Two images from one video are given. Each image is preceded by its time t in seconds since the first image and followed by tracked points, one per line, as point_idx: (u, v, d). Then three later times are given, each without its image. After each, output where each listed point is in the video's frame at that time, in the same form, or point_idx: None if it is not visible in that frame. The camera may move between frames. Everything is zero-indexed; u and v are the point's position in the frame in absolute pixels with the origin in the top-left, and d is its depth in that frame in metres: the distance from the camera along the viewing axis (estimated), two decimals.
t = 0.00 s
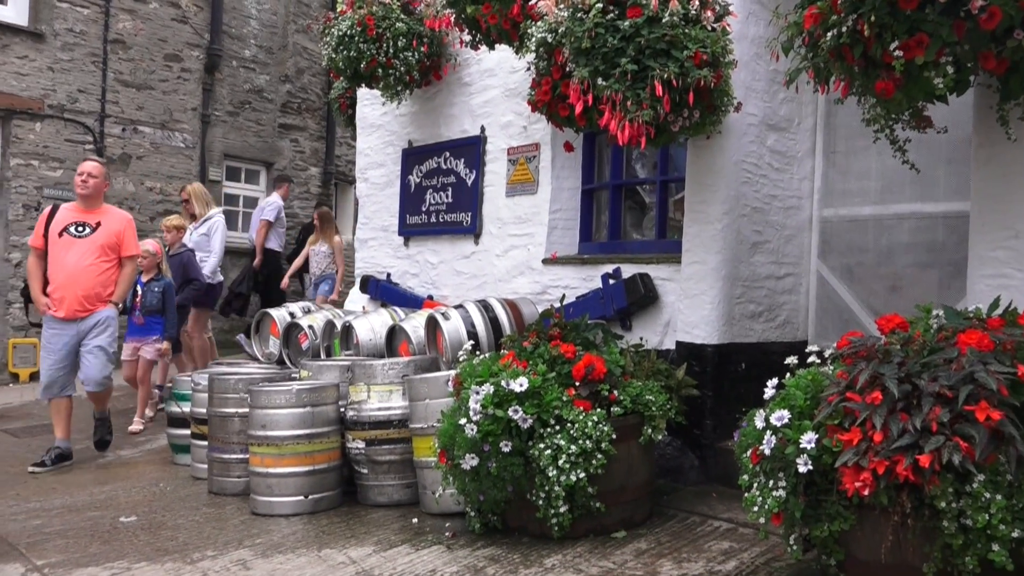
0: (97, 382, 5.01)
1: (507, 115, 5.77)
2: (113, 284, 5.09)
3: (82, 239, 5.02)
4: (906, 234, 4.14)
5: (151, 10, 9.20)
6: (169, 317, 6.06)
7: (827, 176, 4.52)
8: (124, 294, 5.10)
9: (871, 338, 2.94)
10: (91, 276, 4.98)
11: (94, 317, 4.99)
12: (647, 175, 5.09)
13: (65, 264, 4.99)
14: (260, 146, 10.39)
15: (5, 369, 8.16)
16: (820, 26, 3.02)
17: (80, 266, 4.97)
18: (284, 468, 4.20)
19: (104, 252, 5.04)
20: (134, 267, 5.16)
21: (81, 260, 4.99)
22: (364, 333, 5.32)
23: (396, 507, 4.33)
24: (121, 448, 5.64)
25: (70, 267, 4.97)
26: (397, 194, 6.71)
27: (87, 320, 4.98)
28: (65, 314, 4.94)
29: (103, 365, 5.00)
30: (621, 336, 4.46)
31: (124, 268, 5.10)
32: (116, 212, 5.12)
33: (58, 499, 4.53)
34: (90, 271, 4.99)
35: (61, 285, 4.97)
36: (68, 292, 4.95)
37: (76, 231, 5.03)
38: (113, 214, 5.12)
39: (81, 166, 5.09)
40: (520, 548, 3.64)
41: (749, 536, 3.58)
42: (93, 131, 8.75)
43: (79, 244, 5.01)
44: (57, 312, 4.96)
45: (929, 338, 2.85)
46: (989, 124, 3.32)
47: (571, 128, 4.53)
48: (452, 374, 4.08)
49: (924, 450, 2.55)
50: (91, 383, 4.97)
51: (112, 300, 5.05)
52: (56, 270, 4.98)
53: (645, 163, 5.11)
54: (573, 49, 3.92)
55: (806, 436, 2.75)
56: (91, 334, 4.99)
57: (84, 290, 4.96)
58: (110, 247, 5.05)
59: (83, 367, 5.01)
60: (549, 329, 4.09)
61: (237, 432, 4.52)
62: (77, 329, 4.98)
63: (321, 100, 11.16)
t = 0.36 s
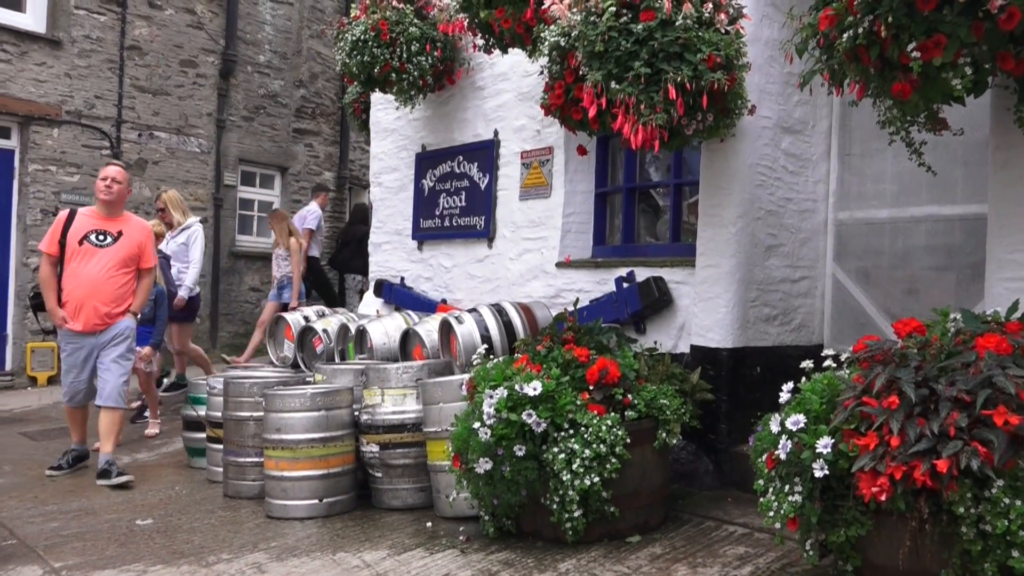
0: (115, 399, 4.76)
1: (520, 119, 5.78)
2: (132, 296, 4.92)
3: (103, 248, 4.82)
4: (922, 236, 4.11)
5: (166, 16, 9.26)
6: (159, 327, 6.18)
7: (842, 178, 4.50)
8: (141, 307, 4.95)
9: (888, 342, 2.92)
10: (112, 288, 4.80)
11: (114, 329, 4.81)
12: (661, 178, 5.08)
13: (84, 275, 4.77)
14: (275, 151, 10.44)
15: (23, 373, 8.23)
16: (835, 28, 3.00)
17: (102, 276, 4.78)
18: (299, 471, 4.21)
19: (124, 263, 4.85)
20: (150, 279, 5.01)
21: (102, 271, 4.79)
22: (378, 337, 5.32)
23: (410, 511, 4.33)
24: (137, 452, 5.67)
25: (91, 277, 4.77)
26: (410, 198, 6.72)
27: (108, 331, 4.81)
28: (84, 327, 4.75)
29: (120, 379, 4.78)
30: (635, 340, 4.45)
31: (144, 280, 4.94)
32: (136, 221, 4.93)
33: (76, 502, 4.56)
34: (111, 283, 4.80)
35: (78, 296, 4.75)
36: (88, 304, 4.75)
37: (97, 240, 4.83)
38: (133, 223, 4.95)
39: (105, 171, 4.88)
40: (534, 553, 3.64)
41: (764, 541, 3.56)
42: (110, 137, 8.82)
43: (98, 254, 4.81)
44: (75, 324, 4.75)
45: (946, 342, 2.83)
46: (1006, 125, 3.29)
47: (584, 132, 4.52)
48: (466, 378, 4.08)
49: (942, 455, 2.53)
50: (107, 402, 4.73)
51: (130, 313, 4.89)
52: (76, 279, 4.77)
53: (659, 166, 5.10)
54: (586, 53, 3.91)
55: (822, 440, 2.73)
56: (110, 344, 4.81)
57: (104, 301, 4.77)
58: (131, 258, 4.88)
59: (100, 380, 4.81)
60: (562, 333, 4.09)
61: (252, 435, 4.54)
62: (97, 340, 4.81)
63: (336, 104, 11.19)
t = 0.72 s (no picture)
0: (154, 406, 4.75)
1: (535, 122, 5.77)
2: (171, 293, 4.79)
3: (147, 243, 4.67)
4: (940, 238, 4.08)
5: (183, 21, 9.32)
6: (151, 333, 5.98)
7: (859, 180, 4.46)
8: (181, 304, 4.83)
9: (906, 345, 2.89)
10: (157, 285, 4.66)
11: (159, 330, 4.69)
12: (676, 180, 5.06)
13: (129, 270, 4.60)
14: (290, 155, 10.48)
15: (42, 376, 8.31)
16: (853, 28, 2.98)
17: (150, 272, 4.63)
18: (314, 474, 4.21)
19: (166, 258, 4.73)
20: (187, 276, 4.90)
21: (147, 266, 4.64)
22: (392, 340, 5.33)
23: (425, 514, 4.33)
24: (154, 454, 5.71)
25: (139, 273, 4.61)
26: (425, 201, 6.73)
27: (152, 332, 4.67)
28: (131, 325, 4.58)
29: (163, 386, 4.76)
30: (650, 342, 4.44)
31: (183, 276, 4.84)
32: (176, 215, 4.82)
33: (94, 503, 4.59)
34: (156, 279, 4.66)
35: (123, 292, 4.58)
36: (135, 300, 4.59)
37: (139, 234, 4.67)
38: (172, 217, 4.83)
39: (145, 163, 4.70)
40: (549, 556, 3.63)
41: (780, 545, 3.54)
42: (127, 141, 8.88)
43: (142, 248, 4.65)
44: (121, 322, 4.56)
45: (965, 344, 2.80)
46: None
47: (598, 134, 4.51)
48: (481, 381, 4.08)
49: (962, 459, 2.50)
50: (149, 409, 4.70)
51: (171, 310, 4.76)
52: (122, 275, 4.59)
53: (674, 168, 5.08)
54: (600, 55, 3.90)
55: (840, 444, 2.71)
56: (154, 348, 4.70)
57: (153, 299, 4.63)
58: (173, 253, 4.76)
59: (141, 384, 4.71)
60: (577, 335, 4.09)
61: (267, 438, 4.55)
62: (143, 342, 4.66)
63: (351, 108, 11.23)
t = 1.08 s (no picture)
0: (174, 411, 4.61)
1: (549, 123, 5.77)
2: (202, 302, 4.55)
3: (181, 251, 4.41)
4: (958, 239, 4.05)
5: (199, 25, 9.38)
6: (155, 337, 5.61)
7: (875, 180, 4.43)
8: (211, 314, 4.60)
9: (923, 347, 2.87)
10: (193, 295, 4.41)
11: (194, 341, 4.46)
12: (690, 181, 5.04)
13: (165, 280, 4.33)
14: (305, 157, 10.52)
15: (60, 378, 8.38)
16: (870, 27, 2.96)
17: (186, 282, 4.37)
18: (329, 475, 4.22)
19: (200, 266, 4.48)
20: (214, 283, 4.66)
21: (183, 276, 4.38)
22: (407, 341, 5.34)
23: (439, 515, 4.33)
24: (172, 455, 5.74)
25: (175, 283, 4.34)
26: (439, 202, 6.73)
27: (188, 344, 4.44)
28: (169, 338, 4.33)
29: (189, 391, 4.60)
30: (665, 344, 4.42)
31: (214, 283, 4.61)
32: (207, 220, 4.56)
33: (112, 503, 4.62)
34: (193, 290, 4.40)
35: (160, 304, 4.30)
36: (171, 312, 4.32)
37: (172, 241, 4.40)
38: (203, 221, 4.56)
39: (178, 167, 4.39)
40: (564, 558, 3.62)
41: (797, 548, 3.52)
42: (144, 144, 8.94)
43: (177, 257, 4.39)
44: (158, 335, 4.30)
45: (984, 346, 2.78)
46: None
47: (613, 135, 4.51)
48: (495, 383, 4.07)
49: (981, 462, 2.48)
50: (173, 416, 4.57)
51: (203, 320, 4.54)
52: (157, 286, 4.31)
53: (688, 169, 5.06)
54: (615, 56, 3.89)
55: (857, 446, 2.69)
56: (190, 359, 4.49)
57: (189, 310, 4.38)
58: (205, 261, 4.51)
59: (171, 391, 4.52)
60: (592, 337, 4.08)
61: (283, 439, 4.56)
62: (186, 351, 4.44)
63: (365, 110, 11.26)
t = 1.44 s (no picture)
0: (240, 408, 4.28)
1: (562, 124, 5.76)
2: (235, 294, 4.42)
3: (216, 241, 4.27)
4: (976, 239, 4.02)
5: (214, 28, 9.42)
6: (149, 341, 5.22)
7: (892, 179, 4.40)
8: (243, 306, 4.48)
9: (941, 348, 2.84)
10: (230, 287, 4.29)
11: (233, 332, 4.34)
12: (704, 182, 5.02)
13: (202, 273, 4.19)
14: (319, 158, 10.55)
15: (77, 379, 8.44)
16: (885, 27, 2.94)
17: (223, 274, 4.25)
18: (343, 476, 4.23)
19: (234, 257, 4.35)
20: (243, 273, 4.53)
21: (220, 268, 4.25)
22: (421, 342, 5.33)
23: (453, 517, 4.33)
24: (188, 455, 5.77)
25: (212, 275, 4.21)
26: (452, 203, 6.73)
27: (226, 336, 4.31)
28: (208, 333, 4.20)
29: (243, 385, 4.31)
30: (679, 345, 4.40)
31: (246, 274, 4.48)
32: (239, 208, 4.42)
33: (128, 503, 4.65)
34: (230, 282, 4.29)
35: (198, 298, 4.16)
36: (210, 306, 4.19)
37: (208, 231, 4.25)
38: (235, 210, 4.42)
39: (216, 152, 4.23)
40: (578, 560, 3.61)
41: (813, 550, 3.49)
42: (160, 147, 8.99)
43: (214, 248, 4.25)
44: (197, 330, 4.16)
45: (1002, 347, 2.75)
46: None
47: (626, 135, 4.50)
48: (509, 384, 4.07)
49: (1000, 464, 2.46)
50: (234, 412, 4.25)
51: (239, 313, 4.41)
52: (194, 278, 4.16)
53: (703, 170, 5.04)
54: (628, 56, 3.88)
55: (873, 448, 2.67)
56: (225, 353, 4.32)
57: (225, 302, 4.26)
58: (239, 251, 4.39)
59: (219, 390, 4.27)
60: (606, 338, 4.06)
61: (297, 440, 4.57)
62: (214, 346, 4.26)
63: (379, 112, 11.28)
